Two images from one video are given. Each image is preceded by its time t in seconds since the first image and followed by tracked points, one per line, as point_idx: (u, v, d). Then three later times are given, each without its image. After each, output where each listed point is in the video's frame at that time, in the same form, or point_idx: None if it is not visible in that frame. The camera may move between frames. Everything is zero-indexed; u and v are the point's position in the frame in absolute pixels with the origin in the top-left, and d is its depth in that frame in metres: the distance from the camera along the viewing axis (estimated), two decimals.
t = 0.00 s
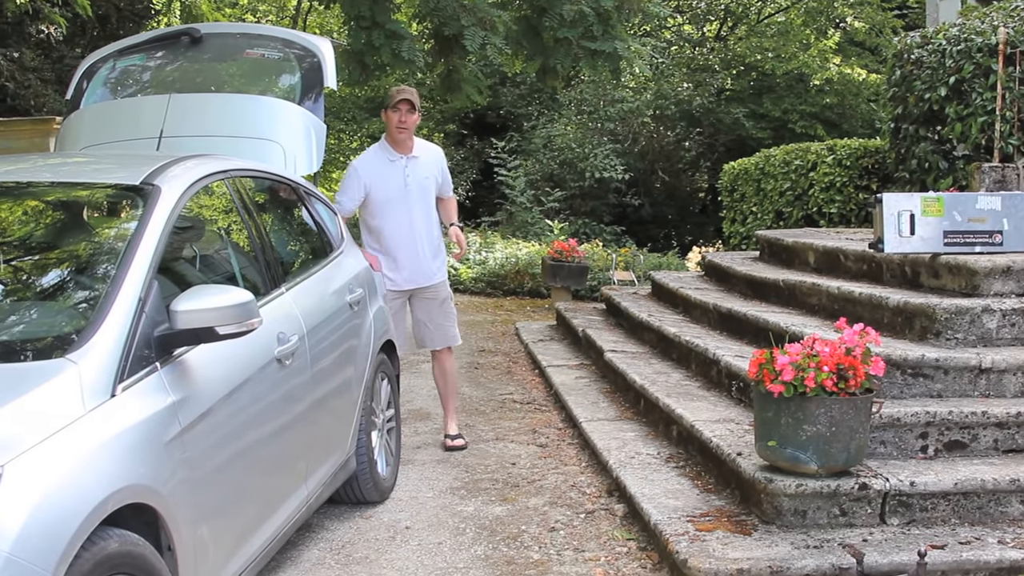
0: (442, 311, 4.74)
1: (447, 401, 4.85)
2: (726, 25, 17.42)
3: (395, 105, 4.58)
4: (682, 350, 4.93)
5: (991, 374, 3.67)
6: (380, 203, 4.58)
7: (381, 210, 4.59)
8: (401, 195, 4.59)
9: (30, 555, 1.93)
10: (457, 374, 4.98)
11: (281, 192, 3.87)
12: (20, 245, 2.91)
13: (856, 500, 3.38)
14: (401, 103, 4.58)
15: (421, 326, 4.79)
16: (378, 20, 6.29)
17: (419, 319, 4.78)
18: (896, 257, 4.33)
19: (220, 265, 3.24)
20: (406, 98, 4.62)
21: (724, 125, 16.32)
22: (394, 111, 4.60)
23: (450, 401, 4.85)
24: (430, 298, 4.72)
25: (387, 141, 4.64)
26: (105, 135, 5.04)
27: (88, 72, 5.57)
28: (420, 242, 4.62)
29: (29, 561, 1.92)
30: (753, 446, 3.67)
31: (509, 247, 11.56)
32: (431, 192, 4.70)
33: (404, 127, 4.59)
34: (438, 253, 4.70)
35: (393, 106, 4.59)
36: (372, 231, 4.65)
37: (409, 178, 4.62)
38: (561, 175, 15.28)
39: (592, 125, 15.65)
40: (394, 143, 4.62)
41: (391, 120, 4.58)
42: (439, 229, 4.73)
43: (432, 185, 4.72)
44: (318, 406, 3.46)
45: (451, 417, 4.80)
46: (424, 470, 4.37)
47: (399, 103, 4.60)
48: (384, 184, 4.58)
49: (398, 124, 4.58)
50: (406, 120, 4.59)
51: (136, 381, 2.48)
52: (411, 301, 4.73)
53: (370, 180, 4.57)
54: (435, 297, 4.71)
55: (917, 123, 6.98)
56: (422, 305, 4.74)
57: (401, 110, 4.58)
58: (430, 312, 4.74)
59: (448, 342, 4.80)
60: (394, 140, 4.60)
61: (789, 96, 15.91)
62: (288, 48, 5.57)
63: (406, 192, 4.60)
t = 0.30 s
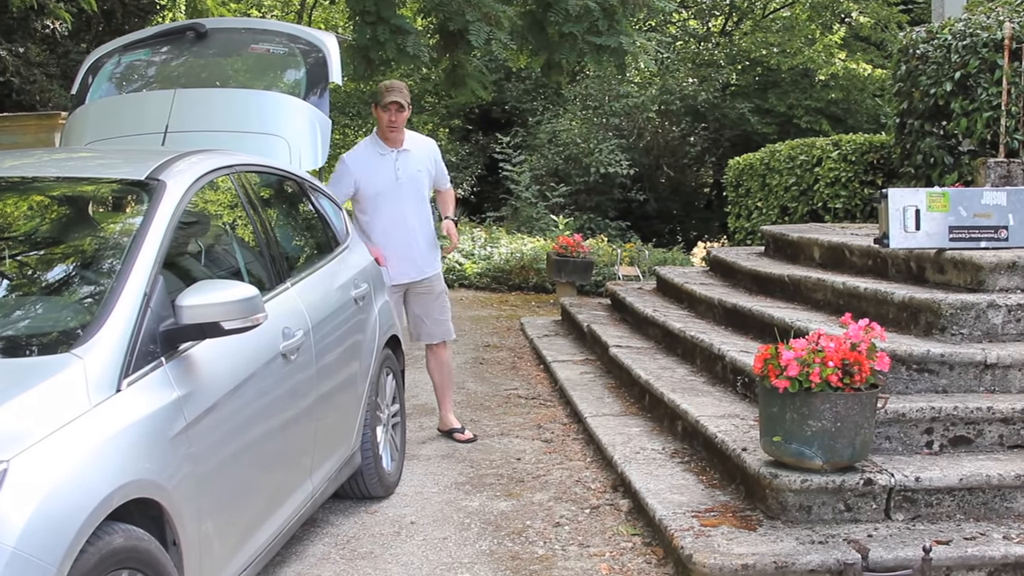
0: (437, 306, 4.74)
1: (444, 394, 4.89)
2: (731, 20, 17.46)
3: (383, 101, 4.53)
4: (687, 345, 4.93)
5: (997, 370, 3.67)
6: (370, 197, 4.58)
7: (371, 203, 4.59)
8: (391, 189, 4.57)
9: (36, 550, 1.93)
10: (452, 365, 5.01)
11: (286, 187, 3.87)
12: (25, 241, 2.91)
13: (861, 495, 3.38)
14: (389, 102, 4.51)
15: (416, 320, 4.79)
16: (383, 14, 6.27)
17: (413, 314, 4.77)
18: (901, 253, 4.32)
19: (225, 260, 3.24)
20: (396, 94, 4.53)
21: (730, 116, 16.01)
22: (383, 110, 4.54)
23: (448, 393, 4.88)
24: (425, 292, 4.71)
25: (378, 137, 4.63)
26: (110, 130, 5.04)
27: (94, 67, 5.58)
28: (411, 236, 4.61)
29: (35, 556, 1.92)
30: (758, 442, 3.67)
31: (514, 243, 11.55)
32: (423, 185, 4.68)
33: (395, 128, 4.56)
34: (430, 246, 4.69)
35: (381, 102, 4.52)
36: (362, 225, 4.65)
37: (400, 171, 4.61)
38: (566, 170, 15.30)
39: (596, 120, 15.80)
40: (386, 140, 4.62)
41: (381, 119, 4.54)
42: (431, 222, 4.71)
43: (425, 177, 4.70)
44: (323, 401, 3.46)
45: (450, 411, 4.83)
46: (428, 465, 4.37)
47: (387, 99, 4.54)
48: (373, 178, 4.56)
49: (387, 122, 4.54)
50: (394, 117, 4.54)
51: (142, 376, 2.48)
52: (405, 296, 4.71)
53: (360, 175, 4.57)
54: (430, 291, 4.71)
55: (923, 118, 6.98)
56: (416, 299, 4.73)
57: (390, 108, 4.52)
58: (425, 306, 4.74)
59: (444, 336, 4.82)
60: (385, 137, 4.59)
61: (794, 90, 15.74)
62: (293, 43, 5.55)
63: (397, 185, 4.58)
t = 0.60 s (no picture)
0: (438, 305, 4.74)
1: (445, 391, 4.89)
2: (733, 18, 17.42)
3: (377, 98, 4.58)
4: (688, 343, 4.93)
5: (998, 368, 3.66)
6: (360, 185, 4.63)
7: (364, 191, 4.63)
8: (384, 180, 4.59)
9: (37, 548, 1.93)
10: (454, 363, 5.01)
11: (288, 184, 3.87)
12: (27, 238, 2.91)
13: (863, 493, 3.38)
14: (382, 102, 4.51)
15: (418, 319, 4.79)
16: (384, 12, 6.26)
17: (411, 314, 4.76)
18: (902, 251, 4.31)
19: (227, 258, 3.24)
20: (392, 92, 4.52)
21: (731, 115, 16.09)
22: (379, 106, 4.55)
23: (449, 390, 4.88)
24: (426, 290, 4.72)
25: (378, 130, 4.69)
26: (111, 128, 5.04)
27: (95, 64, 5.58)
28: (399, 228, 4.61)
29: (36, 554, 1.92)
30: (759, 439, 3.67)
31: (515, 241, 11.54)
32: (420, 179, 4.65)
33: (387, 124, 4.56)
34: (422, 240, 4.66)
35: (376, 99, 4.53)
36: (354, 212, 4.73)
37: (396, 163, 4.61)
38: (568, 168, 15.32)
39: (598, 118, 15.80)
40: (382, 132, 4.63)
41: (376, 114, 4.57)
42: (425, 216, 4.67)
43: (423, 171, 4.66)
44: (325, 399, 3.46)
45: (452, 408, 4.83)
46: (430, 463, 4.37)
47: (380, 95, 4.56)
48: (365, 166, 4.62)
49: (382, 121, 4.56)
50: (387, 117, 4.53)
51: (143, 374, 2.48)
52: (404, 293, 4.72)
53: (355, 162, 4.64)
54: (430, 288, 4.71)
55: (925, 116, 6.96)
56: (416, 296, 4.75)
57: (382, 107, 4.51)
58: (426, 304, 4.74)
59: (445, 336, 4.81)
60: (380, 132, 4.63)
61: (795, 88, 15.72)
62: (294, 41, 5.56)
63: (390, 177, 4.58)
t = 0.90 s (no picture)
0: (438, 304, 4.75)
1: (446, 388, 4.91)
2: (732, 17, 17.43)
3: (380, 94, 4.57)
4: (688, 342, 4.92)
5: (998, 367, 3.66)
6: (358, 181, 4.63)
7: (363, 188, 4.63)
8: (382, 177, 4.58)
9: (36, 547, 1.93)
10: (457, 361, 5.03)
11: (288, 183, 3.87)
12: (26, 238, 2.91)
13: (863, 492, 3.38)
14: (389, 98, 4.50)
15: (418, 318, 4.80)
16: (384, 11, 6.26)
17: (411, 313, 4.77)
18: (902, 250, 4.31)
19: (227, 257, 3.24)
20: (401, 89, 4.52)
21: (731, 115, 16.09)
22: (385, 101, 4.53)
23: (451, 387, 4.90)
24: (426, 289, 4.73)
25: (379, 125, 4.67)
26: (111, 127, 5.03)
27: (94, 63, 5.57)
28: (395, 225, 4.61)
29: (36, 553, 1.92)
30: (759, 438, 3.67)
31: (514, 240, 11.56)
32: (419, 177, 4.63)
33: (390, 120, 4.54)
34: (420, 237, 4.65)
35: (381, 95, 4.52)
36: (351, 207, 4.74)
37: (395, 161, 4.60)
38: (568, 167, 15.32)
39: (598, 117, 15.79)
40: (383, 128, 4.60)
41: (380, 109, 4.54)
42: (423, 214, 4.66)
43: (423, 169, 4.65)
44: (324, 398, 3.46)
45: (453, 404, 4.85)
46: (430, 462, 4.37)
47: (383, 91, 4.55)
48: (364, 163, 4.61)
49: (387, 117, 4.53)
50: (391, 114, 4.53)
51: (143, 373, 2.48)
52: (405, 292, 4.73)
53: (354, 159, 4.63)
54: (430, 288, 4.72)
55: (924, 115, 6.96)
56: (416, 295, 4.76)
57: (387, 103, 4.51)
58: (426, 304, 4.76)
59: (445, 335, 4.82)
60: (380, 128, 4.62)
61: (795, 87, 15.75)
62: (294, 40, 5.57)
63: (389, 174, 4.58)
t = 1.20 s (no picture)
0: (436, 309, 4.73)
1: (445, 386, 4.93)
2: (732, 18, 17.45)
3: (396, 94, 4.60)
4: (688, 342, 4.93)
5: (997, 367, 3.66)
6: (364, 178, 4.64)
7: (369, 186, 4.64)
8: (389, 176, 4.59)
9: (35, 547, 1.93)
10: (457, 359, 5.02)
11: (288, 182, 3.87)
12: (26, 237, 2.91)
13: (862, 492, 3.39)
14: (412, 95, 4.51)
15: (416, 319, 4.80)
16: (384, 11, 6.27)
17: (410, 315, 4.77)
18: (902, 249, 4.30)
19: (227, 257, 3.24)
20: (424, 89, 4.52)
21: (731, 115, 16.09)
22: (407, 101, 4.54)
23: (450, 384, 4.91)
24: (424, 294, 4.71)
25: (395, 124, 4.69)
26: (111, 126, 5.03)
27: (94, 63, 5.57)
28: (399, 225, 4.61)
29: (35, 553, 1.92)
30: (759, 438, 3.67)
31: (514, 240, 11.56)
32: (425, 177, 4.64)
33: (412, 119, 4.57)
34: (423, 238, 4.64)
35: (399, 93, 4.54)
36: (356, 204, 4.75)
37: (403, 161, 4.61)
38: (567, 167, 15.31)
39: (598, 117, 15.77)
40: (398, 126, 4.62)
41: (401, 108, 4.54)
42: (428, 215, 4.66)
43: (429, 170, 4.65)
44: (324, 398, 3.46)
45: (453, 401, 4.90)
46: (429, 461, 4.36)
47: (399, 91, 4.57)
48: (371, 161, 4.63)
49: (407, 115, 4.55)
50: (410, 112, 4.55)
51: (142, 373, 2.48)
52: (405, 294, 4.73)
53: (362, 157, 4.65)
54: (427, 293, 4.70)
55: (924, 115, 6.97)
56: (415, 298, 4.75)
57: (406, 102, 4.53)
58: (423, 308, 4.75)
59: (443, 340, 4.80)
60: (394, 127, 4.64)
61: (795, 87, 15.76)
62: (294, 40, 5.59)
63: (396, 173, 4.59)
